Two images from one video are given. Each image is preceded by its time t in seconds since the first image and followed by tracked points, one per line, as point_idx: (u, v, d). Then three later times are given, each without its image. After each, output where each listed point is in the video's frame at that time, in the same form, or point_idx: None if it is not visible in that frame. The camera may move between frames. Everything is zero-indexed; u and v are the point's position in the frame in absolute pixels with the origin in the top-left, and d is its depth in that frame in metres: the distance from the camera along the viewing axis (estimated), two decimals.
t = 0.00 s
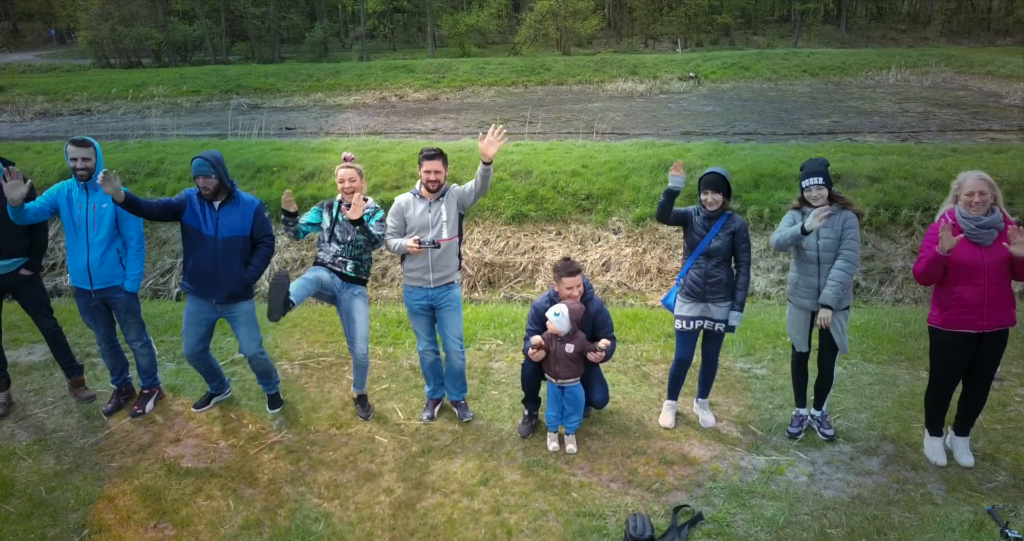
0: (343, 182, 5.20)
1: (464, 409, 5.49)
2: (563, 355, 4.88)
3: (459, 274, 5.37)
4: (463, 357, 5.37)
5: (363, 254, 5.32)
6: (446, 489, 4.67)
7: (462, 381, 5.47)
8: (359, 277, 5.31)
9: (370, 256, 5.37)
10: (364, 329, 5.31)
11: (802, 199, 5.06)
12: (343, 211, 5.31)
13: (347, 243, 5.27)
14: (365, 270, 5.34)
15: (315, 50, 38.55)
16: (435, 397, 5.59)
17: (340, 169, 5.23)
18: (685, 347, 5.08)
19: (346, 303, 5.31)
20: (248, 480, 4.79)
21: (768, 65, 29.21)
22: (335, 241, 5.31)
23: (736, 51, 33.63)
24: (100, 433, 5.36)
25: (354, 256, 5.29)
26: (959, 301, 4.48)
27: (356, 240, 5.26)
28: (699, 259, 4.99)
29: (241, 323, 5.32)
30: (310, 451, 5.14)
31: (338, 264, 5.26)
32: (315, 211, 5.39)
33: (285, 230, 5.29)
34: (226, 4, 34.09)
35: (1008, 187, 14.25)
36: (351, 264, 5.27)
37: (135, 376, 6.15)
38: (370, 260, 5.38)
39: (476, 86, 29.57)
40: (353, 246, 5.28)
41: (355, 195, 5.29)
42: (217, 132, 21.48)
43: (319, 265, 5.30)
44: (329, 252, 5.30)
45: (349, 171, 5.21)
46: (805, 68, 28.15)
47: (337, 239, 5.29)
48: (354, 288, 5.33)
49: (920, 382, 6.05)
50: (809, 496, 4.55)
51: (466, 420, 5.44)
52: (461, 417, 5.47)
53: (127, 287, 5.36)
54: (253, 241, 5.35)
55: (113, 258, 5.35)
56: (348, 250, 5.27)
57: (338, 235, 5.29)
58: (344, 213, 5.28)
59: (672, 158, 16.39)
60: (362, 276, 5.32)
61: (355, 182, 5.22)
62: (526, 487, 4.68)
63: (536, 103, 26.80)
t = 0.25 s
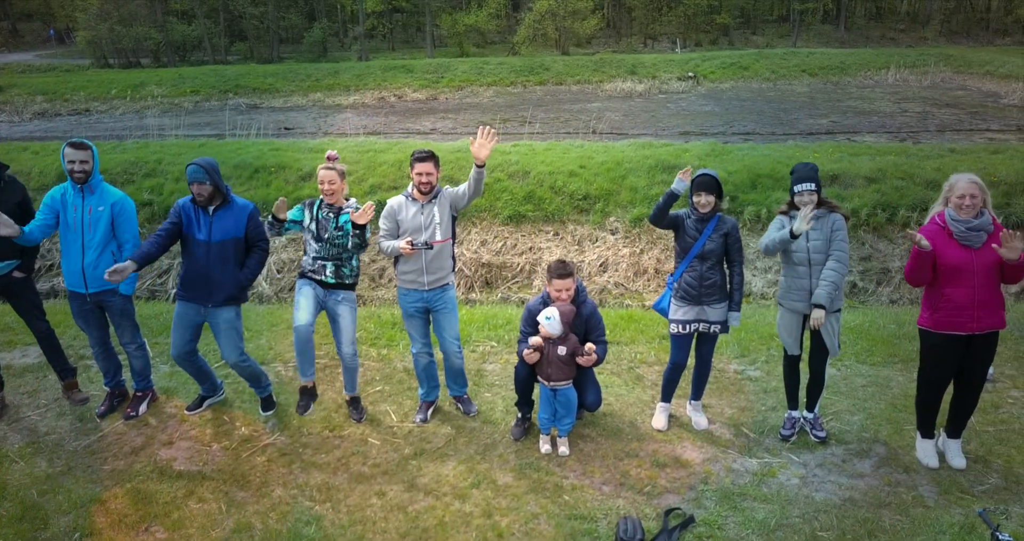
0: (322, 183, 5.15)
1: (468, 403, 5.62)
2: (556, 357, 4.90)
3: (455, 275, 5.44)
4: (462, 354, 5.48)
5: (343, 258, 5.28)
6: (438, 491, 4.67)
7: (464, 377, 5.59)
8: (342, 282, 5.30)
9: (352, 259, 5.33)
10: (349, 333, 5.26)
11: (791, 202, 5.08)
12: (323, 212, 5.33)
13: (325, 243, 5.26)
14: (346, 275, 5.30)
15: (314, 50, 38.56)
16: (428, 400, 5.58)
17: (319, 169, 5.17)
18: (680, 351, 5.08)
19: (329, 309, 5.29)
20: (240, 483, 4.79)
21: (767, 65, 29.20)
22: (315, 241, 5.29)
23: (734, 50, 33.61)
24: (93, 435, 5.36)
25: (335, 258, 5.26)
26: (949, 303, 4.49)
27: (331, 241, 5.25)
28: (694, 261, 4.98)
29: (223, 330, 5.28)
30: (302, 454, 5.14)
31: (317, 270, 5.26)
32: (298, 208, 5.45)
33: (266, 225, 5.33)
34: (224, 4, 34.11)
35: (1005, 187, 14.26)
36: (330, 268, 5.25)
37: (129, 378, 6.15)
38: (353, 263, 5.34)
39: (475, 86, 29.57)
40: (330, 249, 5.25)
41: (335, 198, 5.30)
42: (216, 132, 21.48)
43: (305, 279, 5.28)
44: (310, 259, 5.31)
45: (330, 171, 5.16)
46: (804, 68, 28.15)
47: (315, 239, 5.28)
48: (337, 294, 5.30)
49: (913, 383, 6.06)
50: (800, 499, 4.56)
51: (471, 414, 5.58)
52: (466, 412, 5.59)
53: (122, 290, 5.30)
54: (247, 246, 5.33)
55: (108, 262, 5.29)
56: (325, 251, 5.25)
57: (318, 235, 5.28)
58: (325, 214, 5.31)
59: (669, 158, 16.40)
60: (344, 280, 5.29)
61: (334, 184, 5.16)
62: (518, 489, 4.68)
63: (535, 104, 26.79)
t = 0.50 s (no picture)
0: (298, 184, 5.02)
1: (463, 405, 5.62)
2: (551, 358, 4.88)
3: (456, 274, 5.46)
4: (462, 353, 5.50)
5: (324, 260, 5.27)
6: (432, 492, 4.67)
7: (461, 377, 5.61)
8: (322, 288, 5.27)
9: (332, 259, 5.31)
10: (332, 338, 5.31)
11: (784, 201, 5.11)
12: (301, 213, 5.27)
13: (307, 245, 5.24)
14: (326, 280, 5.29)
15: (313, 50, 38.56)
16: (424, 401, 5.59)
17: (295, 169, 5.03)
18: (675, 350, 5.08)
19: (310, 315, 5.32)
20: (234, 484, 4.79)
21: (766, 65, 29.19)
22: (294, 246, 5.27)
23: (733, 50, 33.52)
24: (87, 437, 5.35)
25: (316, 261, 5.24)
26: (941, 303, 4.52)
27: (314, 242, 5.22)
28: (688, 262, 4.98)
29: (222, 324, 5.31)
30: (297, 455, 5.14)
31: (299, 278, 5.23)
32: (275, 220, 5.36)
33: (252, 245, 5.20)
34: (223, 4, 34.11)
35: (1003, 187, 14.26)
36: (312, 274, 5.24)
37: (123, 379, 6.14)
38: (333, 265, 5.33)
39: (474, 86, 29.56)
40: (310, 253, 5.23)
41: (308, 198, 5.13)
42: (215, 132, 21.47)
43: (289, 294, 5.28)
44: (290, 265, 5.27)
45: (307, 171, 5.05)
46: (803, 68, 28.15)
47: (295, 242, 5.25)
48: (319, 301, 5.28)
49: (908, 384, 6.06)
50: (795, 500, 4.55)
51: (466, 416, 5.57)
52: (462, 413, 5.59)
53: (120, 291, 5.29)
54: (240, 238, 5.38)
55: (106, 262, 5.27)
56: (308, 254, 5.23)
57: (298, 237, 5.25)
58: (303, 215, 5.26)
59: (667, 158, 16.41)
60: (325, 285, 5.28)
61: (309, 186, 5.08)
62: (512, 490, 4.68)
63: (533, 104, 26.77)
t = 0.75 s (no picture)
0: (279, 184, 5.10)
1: (459, 407, 5.61)
2: (545, 361, 4.89)
3: (458, 276, 5.34)
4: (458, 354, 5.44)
5: (299, 261, 5.18)
6: (427, 496, 4.67)
7: (458, 379, 5.58)
8: (298, 290, 5.17)
9: (309, 261, 5.20)
10: (316, 340, 5.25)
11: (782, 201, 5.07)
12: (276, 215, 5.19)
13: (279, 247, 5.17)
14: (303, 282, 5.18)
15: (312, 49, 38.57)
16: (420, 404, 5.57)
17: (276, 171, 5.11)
18: (668, 352, 5.05)
19: (290, 316, 5.27)
20: (229, 487, 4.79)
21: (766, 65, 29.17)
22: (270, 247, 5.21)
23: (732, 50, 33.53)
24: (83, 440, 5.35)
25: (290, 262, 5.17)
26: (933, 307, 4.56)
27: (286, 244, 5.14)
28: (682, 264, 4.97)
29: (229, 320, 5.29)
30: (292, 458, 5.13)
31: (273, 280, 5.18)
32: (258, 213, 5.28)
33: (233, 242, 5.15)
34: (222, 4, 34.13)
35: (1001, 188, 14.26)
36: (287, 276, 5.16)
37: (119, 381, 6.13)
38: (311, 267, 5.23)
39: (473, 86, 29.54)
40: (284, 255, 5.16)
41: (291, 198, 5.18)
42: (214, 132, 21.46)
43: (270, 296, 5.25)
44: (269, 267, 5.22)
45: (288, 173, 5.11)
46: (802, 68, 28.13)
47: (270, 244, 5.18)
48: (297, 302, 5.21)
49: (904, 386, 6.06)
50: (790, 502, 4.55)
51: (461, 418, 5.56)
52: (458, 415, 5.58)
53: (117, 293, 5.29)
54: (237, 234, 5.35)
55: (102, 265, 5.26)
56: (281, 256, 5.17)
57: (270, 239, 5.17)
58: (276, 217, 5.18)
59: (665, 159, 16.42)
60: (301, 287, 5.17)
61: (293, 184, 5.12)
62: (507, 493, 4.67)
63: (532, 103, 26.76)
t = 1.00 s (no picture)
0: (268, 184, 5.04)
1: (452, 411, 5.58)
2: (538, 365, 4.86)
3: (452, 279, 5.22)
4: (451, 356, 5.40)
5: (301, 261, 5.21)
6: (418, 501, 4.65)
7: (450, 383, 5.55)
8: (302, 289, 5.21)
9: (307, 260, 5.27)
10: (316, 339, 5.23)
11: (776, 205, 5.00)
12: (271, 217, 5.15)
13: (284, 248, 5.14)
14: (304, 280, 5.23)
15: (311, 49, 38.57)
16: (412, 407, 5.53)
17: (263, 171, 5.05)
18: (659, 357, 5.04)
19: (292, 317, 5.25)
20: (220, 493, 4.77)
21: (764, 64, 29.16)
22: (270, 249, 5.13)
23: (731, 50, 33.57)
24: (74, 444, 5.34)
25: (295, 263, 5.17)
26: (927, 311, 4.54)
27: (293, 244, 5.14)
28: (671, 268, 4.94)
29: (223, 327, 5.27)
30: (284, 462, 5.12)
31: (279, 284, 5.11)
32: (241, 225, 5.12)
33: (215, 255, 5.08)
34: (221, 4, 34.12)
35: (998, 188, 14.25)
36: (293, 277, 5.15)
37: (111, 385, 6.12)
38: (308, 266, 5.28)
39: (472, 86, 29.54)
40: (288, 256, 5.14)
41: (279, 198, 5.13)
42: (212, 132, 21.44)
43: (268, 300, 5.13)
44: (267, 271, 5.12)
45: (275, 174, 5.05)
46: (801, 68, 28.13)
47: (273, 246, 5.12)
48: (300, 300, 5.25)
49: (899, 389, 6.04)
50: (783, 507, 4.54)
51: (455, 422, 5.53)
52: (451, 419, 5.55)
53: (108, 297, 5.26)
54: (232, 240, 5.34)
55: (92, 269, 5.24)
56: (286, 257, 5.14)
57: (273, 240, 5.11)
58: (273, 218, 5.14)
59: (663, 159, 16.42)
60: (304, 286, 5.21)
61: (279, 183, 5.07)
62: (498, 498, 4.65)
63: (531, 104, 26.73)
